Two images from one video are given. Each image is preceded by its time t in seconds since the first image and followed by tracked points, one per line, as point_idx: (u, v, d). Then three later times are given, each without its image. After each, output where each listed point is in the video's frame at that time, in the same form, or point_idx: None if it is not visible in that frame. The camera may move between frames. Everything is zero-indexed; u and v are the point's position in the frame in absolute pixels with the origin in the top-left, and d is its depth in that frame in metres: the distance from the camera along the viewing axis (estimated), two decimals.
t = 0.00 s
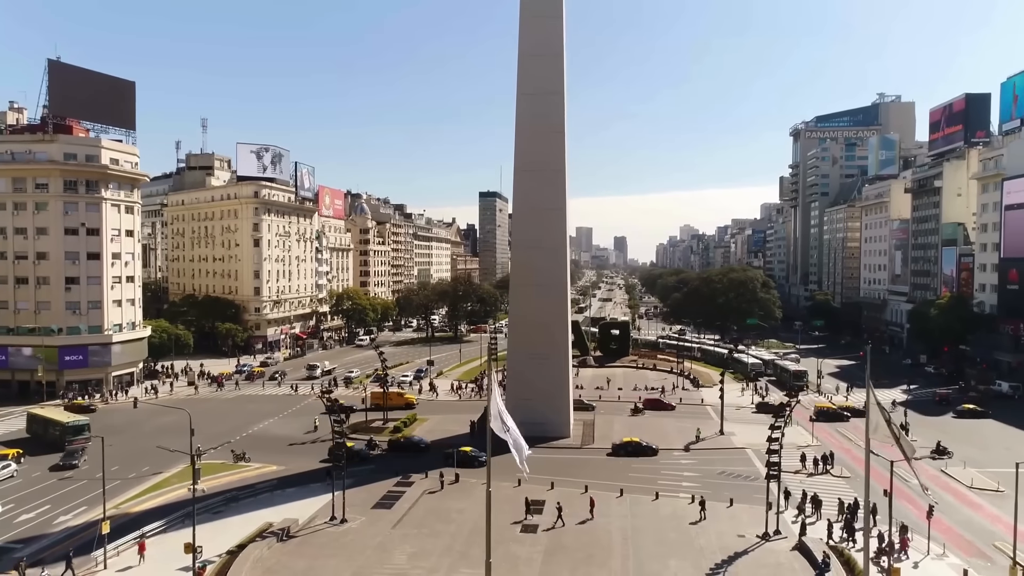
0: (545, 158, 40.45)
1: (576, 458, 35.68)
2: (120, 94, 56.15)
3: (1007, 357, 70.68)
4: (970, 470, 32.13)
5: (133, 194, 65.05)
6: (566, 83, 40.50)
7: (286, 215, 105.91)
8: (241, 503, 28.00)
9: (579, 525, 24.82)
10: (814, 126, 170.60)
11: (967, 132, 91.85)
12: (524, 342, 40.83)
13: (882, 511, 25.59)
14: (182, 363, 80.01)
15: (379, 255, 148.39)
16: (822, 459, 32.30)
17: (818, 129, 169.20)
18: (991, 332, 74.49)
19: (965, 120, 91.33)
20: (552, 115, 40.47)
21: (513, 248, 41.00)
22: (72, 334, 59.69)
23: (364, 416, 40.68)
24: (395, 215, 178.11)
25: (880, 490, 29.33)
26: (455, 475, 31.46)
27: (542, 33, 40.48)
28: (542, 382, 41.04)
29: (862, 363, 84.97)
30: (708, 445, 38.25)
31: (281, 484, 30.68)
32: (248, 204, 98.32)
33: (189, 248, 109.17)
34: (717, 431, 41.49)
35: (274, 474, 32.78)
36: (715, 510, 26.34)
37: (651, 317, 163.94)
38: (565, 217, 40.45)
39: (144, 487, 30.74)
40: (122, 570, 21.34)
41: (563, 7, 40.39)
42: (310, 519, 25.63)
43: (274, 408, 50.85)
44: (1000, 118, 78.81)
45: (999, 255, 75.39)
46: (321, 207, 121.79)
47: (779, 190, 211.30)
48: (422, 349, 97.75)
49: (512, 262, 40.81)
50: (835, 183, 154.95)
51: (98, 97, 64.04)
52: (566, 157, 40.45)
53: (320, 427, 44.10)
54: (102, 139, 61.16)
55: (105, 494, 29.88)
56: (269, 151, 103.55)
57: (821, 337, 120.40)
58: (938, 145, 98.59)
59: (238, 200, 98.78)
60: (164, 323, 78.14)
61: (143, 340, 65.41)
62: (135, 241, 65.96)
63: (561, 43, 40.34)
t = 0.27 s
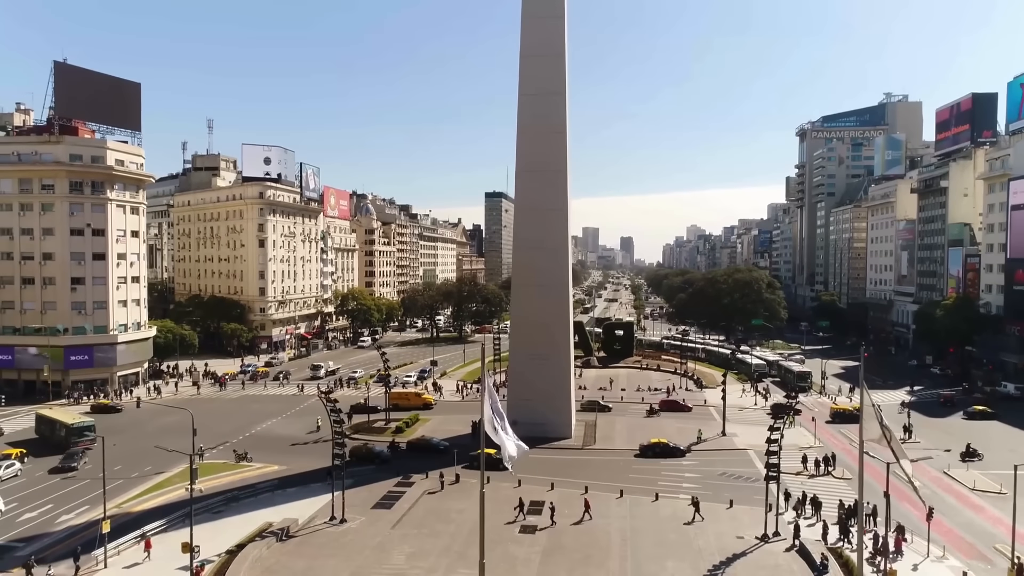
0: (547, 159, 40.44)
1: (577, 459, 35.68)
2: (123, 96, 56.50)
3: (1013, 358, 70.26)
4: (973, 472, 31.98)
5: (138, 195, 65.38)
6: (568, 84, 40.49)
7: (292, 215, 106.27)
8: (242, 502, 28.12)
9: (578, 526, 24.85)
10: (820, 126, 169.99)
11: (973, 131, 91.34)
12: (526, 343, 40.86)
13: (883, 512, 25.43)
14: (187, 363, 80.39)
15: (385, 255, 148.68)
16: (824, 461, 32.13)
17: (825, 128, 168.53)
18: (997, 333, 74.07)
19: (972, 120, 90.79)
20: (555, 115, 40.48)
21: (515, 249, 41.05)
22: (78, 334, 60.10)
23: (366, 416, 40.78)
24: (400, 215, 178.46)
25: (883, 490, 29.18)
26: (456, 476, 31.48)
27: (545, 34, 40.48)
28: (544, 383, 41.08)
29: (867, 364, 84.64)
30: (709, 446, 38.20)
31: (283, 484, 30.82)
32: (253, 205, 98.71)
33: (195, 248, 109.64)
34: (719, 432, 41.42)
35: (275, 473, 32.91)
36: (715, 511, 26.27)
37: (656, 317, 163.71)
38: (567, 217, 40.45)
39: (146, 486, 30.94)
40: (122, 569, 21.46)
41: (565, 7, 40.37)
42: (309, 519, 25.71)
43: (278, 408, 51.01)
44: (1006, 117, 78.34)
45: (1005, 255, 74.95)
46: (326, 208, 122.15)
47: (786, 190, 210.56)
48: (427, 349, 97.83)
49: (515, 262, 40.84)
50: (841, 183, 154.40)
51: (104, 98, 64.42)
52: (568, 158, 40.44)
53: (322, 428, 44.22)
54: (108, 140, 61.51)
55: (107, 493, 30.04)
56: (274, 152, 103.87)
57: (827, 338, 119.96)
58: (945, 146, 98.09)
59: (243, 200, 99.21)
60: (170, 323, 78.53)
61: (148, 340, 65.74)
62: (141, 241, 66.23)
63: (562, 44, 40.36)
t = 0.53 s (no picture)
0: (548, 159, 40.47)
1: (578, 460, 35.66)
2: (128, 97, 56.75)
3: (1020, 359, 69.79)
4: (975, 474, 31.80)
5: (144, 196, 65.73)
6: (569, 84, 40.50)
7: (297, 216, 106.63)
8: (243, 502, 28.26)
9: (577, 527, 24.88)
10: (827, 126, 169.33)
11: (980, 131, 90.77)
12: (527, 344, 40.89)
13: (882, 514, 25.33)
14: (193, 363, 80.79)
15: (390, 255, 148.95)
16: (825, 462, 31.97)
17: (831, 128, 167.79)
18: (1004, 334, 73.60)
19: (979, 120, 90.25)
20: (556, 116, 40.50)
21: (516, 249, 41.06)
22: (84, 334, 60.49)
23: (367, 416, 40.93)
24: (406, 216, 178.78)
25: (884, 492, 29.03)
26: (456, 476, 31.54)
27: (546, 34, 40.49)
28: (545, 384, 41.08)
29: (873, 365, 84.26)
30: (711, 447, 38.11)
31: (283, 484, 30.94)
32: (259, 206, 99.11)
33: (201, 249, 110.15)
34: (720, 433, 41.36)
35: (276, 473, 33.07)
36: (714, 512, 26.21)
37: (662, 318, 163.45)
38: (568, 218, 40.47)
39: (148, 485, 31.12)
40: (122, 569, 21.59)
41: (566, 8, 40.38)
42: (309, 518, 25.81)
43: (281, 408, 51.19)
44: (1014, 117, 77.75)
45: (1012, 256, 74.46)
46: (332, 209, 122.49)
47: (792, 190, 209.79)
48: (432, 349, 97.91)
49: (516, 262, 40.86)
50: (848, 183, 153.77)
51: (109, 100, 64.84)
52: (568, 158, 40.45)
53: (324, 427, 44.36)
54: (113, 141, 61.86)
55: (109, 492, 30.23)
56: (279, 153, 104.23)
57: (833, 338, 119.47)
58: (952, 145, 97.55)
59: (249, 201, 99.60)
60: (175, 324, 78.91)
61: (154, 340, 66.10)
62: (146, 242, 66.59)
63: (564, 44, 40.36)
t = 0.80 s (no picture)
0: (550, 160, 40.44)
1: (580, 461, 35.61)
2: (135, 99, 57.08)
3: None
4: (980, 476, 31.57)
5: (150, 197, 66.12)
6: (571, 84, 40.47)
7: (304, 216, 107.02)
8: (244, 502, 28.36)
9: (576, 528, 24.86)
10: (835, 125, 168.42)
11: (989, 130, 90.07)
12: (529, 344, 40.87)
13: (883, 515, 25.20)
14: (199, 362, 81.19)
15: (397, 256, 149.18)
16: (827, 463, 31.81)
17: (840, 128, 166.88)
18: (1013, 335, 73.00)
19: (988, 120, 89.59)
20: (558, 116, 40.47)
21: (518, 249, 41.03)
22: (91, 334, 60.90)
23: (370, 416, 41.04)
24: (413, 216, 179.09)
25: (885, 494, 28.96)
26: (457, 476, 31.59)
27: (548, 34, 40.46)
28: (547, 385, 41.07)
29: (880, 366, 83.74)
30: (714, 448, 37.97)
31: (285, 483, 31.05)
32: (266, 206, 99.52)
33: (209, 249, 110.66)
34: (724, 434, 41.21)
35: (278, 473, 33.19)
36: (715, 514, 26.12)
37: (669, 318, 162.98)
38: (570, 218, 40.42)
39: (151, 484, 31.30)
40: (124, 567, 21.72)
41: (568, 8, 40.33)
42: (309, 518, 25.90)
43: (286, 408, 51.33)
44: None
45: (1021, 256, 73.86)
46: (339, 209, 122.85)
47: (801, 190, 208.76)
48: (438, 350, 97.96)
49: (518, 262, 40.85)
50: (856, 183, 152.95)
51: (116, 101, 65.29)
52: (571, 159, 40.41)
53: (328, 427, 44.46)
54: (120, 142, 62.24)
55: (112, 491, 30.41)
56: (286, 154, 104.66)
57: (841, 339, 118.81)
58: (961, 145, 96.83)
59: (256, 202, 100.03)
60: (182, 323, 79.32)
61: (160, 339, 66.47)
62: (153, 242, 66.96)
63: (566, 44, 40.31)
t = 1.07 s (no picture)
0: (553, 160, 40.42)
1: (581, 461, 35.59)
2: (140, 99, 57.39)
3: None
4: (984, 478, 31.37)
5: (156, 197, 66.45)
6: (574, 84, 40.46)
7: (309, 216, 107.32)
8: (245, 501, 28.46)
9: (575, 528, 24.84)
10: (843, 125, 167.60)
11: (997, 130, 89.61)
12: (532, 345, 40.88)
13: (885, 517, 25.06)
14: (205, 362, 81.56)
15: (403, 256, 149.39)
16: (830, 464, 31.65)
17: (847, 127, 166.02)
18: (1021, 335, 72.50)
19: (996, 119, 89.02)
20: (560, 117, 40.46)
21: (521, 250, 41.03)
22: (97, 333, 61.28)
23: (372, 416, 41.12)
24: (419, 216, 179.31)
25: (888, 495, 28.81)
26: (458, 476, 31.64)
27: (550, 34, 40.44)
28: (550, 385, 41.07)
29: (886, 367, 83.30)
30: (716, 449, 37.85)
31: (287, 483, 31.15)
32: (271, 206, 99.87)
33: (215, 249, 111.18)
34: (727, 435, 41.10)
35: (280, 472, 33.29)
36: (715, 515, 26.06)
37: (675, 318, 162.64)
38: (573, 218, 40.40)
39: (154, 483, 31.49)
40: (123, 566, 21.85)
41: (571, 8, 40.27)
42: (309, 518, 25.97)
43: (290, 407, 51.48)
44: None
45: None
46: (345, 209, 123.16)
47: (808, 190, 207.84)
48: (444, 350, 98.05)
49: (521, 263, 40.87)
50: (863, 182, 152.22)
51: (123, 102, 65.70)
52: (573, 159, 40.40)
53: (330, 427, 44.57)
54: (126, 143, 62.57)
55: (115, 490, 30.60)
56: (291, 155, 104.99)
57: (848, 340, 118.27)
58: (969, 144, 96.20)
59: (262, 202, 100.41)
60: (188, 323, 79.71)
61: (166, 339, 66.80)
62: (159, 243, 67.29)
63: (569, 45, 40.28)
